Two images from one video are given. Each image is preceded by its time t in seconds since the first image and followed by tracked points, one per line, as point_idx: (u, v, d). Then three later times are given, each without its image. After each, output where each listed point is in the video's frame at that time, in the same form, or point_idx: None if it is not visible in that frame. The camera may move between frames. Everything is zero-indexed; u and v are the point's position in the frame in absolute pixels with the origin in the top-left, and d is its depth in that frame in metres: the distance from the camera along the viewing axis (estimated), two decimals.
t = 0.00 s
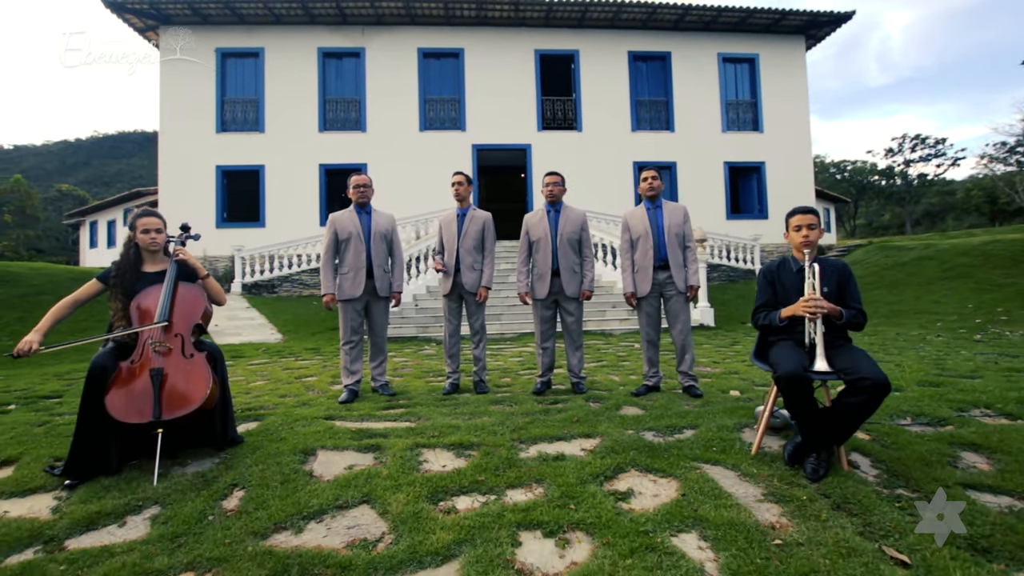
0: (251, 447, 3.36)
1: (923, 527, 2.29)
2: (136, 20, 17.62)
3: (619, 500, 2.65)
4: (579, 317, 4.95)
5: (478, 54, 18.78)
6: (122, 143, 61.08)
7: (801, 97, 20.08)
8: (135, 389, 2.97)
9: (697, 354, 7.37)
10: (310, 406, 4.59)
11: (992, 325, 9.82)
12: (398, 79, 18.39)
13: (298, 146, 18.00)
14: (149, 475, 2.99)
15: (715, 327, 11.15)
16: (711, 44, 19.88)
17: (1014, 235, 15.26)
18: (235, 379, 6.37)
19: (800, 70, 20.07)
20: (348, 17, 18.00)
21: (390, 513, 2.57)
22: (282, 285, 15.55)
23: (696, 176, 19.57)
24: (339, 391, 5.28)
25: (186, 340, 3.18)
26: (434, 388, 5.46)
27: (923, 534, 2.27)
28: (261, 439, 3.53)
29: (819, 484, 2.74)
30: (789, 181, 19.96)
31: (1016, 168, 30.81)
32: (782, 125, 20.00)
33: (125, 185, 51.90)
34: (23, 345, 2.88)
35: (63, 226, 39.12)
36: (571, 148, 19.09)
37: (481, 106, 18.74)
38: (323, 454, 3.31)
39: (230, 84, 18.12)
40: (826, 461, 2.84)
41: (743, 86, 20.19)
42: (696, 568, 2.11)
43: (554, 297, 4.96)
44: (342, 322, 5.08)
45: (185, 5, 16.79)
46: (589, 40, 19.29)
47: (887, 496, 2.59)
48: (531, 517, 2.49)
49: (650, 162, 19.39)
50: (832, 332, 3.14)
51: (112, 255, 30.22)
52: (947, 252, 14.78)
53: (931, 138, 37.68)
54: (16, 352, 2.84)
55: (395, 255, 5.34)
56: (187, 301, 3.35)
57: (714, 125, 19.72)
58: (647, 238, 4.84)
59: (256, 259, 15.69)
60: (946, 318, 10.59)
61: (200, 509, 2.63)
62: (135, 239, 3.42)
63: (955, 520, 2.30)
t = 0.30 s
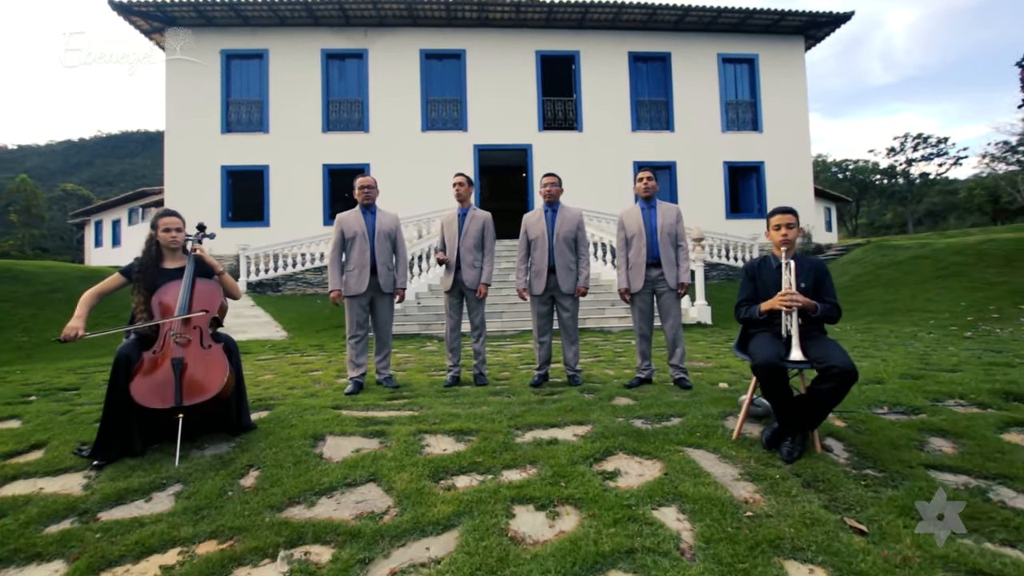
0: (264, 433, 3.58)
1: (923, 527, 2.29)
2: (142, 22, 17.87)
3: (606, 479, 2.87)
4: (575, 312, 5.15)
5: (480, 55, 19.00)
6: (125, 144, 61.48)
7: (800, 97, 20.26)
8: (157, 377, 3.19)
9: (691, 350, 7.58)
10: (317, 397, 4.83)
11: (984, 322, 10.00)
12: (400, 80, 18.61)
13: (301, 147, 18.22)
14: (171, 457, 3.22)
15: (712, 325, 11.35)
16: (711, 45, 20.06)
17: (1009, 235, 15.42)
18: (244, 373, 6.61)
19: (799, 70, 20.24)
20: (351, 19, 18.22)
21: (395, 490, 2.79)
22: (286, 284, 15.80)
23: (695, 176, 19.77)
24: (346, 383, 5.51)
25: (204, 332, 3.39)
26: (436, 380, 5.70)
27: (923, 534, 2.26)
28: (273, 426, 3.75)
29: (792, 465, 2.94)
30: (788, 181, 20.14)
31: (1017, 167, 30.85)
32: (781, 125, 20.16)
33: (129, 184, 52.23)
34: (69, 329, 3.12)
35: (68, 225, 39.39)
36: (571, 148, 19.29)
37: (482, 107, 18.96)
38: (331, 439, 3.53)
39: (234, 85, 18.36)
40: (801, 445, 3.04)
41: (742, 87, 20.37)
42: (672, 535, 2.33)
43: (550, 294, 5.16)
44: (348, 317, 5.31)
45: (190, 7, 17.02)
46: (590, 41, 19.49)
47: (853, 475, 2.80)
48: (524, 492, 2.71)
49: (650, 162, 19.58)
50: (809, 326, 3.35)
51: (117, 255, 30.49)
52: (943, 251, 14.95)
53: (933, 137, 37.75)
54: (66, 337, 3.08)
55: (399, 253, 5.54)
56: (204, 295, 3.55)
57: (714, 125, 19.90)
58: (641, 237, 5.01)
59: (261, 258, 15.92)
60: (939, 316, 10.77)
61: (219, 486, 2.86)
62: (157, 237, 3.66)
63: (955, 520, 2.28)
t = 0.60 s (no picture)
0: (279, 420, 3.83)
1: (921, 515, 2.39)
2: (150, 27, 18.21)
3: (596, 460, 3.11)
4: (571, 309, 5.39)
5: (482, 58, 19.26)
6: (130, 146, 62.00)
7: (800, 98, 20.45)
8: (181, 366, 3.44)
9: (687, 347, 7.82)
10: (326, 389, 5.08)
11: (978, 320, 10.18)
12: (404, 83, 18.88)
13: (306, 149, 18.49)
14: (194, 441, 3.47)
15: (711, 323, 11.56)
16: (711, 47, 20.27)
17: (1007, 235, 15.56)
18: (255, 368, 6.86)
19: (798, 72, 20.44)
20: (355, 23, 18.50)
21: (402, 469, 3.04)
22: (292, 283, 16.07)
23: (695, 177, 19.98)
24: (353, 377, 5.76)
25: (224, 326, 3.64)
26: (439, 375, 5.94)
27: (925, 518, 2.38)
28: (286, 414, 4.00)
29: (769, 448, 3.17)
30: (788, 182, 20.33)
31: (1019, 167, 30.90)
32: (781, 126, 20.36)
33: (134, 185, 52.71)
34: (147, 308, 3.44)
35: (76, 227, 39.76)
36: (572, 150, 19.53)
37: (484, 109, 19.21)
38: (341, 426, 3.78)
39: (240, 88, 18.66)
40: (777, 429, 3.27)
41: (742, 88, 20.58)
42: (653, 507, 2.57)
43: (548, 292, 5.41)
44: (356, 313, 5.56)
45: (197, 12, 17.34)
46: (591, 43, 19.73)
47: (824, 457, 3.03)
48: (519, 471, 2.96)
49: (651, 163, 19.81)
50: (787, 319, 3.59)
51: (124, 255, 30.83)
52: (939, 251, 15.12)
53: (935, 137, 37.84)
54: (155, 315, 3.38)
55: (405, 252, 5.78)
56: (223, 292, 3.78)
57: (714, 126, 20.11)
58: (635, 237, 5.22)
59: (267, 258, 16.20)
60: (933, 315, 10.95)
61: (240, 466, 3.10)
62: (179, 237, 3.92)
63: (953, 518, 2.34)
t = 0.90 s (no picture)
0: (288, 407, 4.07)
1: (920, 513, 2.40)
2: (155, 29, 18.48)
3: (584, 441, 3.34)
4: (566, 303, 5.62)
5: (483, 59, 19.49)
6: (133, 146, 62.40)
7: (798, 97, 20.63)
8: (197, 354, 3.69)
9: (681, 342, 8.04)
10: (331, 380, 5.32)
11: (968, 316, 10.40)
12: (406, 84, 19.11)
13: (309, 150, 18.73)
14: (209, 425, 3.72)
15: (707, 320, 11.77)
16: (710, 47, 20.46)
17: (1001, 232, 15.77)
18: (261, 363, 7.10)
19: (797, 71, 20.62)
20: (357, 25, 18.75)
21: (403, 449, 3.28)
22: (295, 282, 16.30)
23: (694, 176, 20.18)
24: (357, 369, 5.99)
25: (236, 318, 3.87)
26: (439, 367, 6.18)
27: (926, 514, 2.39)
28: (295, 402, 4.24)
29: (746, 430, 3.39)
30: (786, 181, 20.52)
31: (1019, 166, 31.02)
32: (779, 125, 20.54)
33: (137, 186, 52.99)
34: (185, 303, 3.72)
35: (80, 227, 40.06)
36: (572, 149, 19.74)
37: (485, 109, 19.44)
38: (346, 412, 4.02)
39: (244, 89, 18.90)
40: (755, 413, 3.50)
41: (741, 88, 20.77)
42: (633, 481, 2.80)
43: (543, 287, 5.64)
44: (361, 308, 5.80)
45: (202, 14, 17.61)
46: (590, 44, 19.94)
47: (796, 438, 3.25)
48: (512, 450, 3.19)
49: (650, 162, 20.02)
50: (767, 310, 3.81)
51: (128, 255, 31.11)
52: (934, 248, 15.32)
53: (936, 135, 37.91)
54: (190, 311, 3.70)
55: (409, 250, 6.02)
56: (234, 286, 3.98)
57: (712, 126, 20.30)
58: (627, 235, 5.43)
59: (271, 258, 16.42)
60: (925, 311, 11.16)
61: (253, 446, 3.34)
62: (193, 236, 4.16)
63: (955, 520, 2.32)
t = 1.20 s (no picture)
0: (295, 397, 4.30)
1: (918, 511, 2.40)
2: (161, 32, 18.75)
3: (572, 427, 3.57)
4: (560, 300, 5.85)
5: (484, 60, 19.72)
6: (138, 146, 62.92)
7: (797, 98, 20.81)
8: (208, 346, 3.92)
9: (675, 339, 8.25)
10: (335, 373, 5.56)
11: (960, 314, 10.59)
12: (408, 85, 19.35)
13: (312, 150, 18.99)
14: (222, 413, 3.96)
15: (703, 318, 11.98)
16: (709, 48, 20.66)
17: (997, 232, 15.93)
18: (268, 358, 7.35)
19: (795, 72, 20.80)
20: (360, 27, 19.01)
21: (403, 434, 3.51)
22: (299, 281, 16.48)
23: (693, 176, 20.37)
24: (359, 364, 6.23)
25: (244, 313, 4.08)
26: (439, 362, 6.42)
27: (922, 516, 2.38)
28: (301, 392, 4.47)
29: (725, 418, 3.60)
30: (784, 181, 20.70)
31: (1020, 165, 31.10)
32: (778, 126, 20.72)
33: (141, 186, 53.36)
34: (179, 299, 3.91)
35: (87, 227, 40.36)
36: (573, 149, 19.96)
37: (486, 109, 19.66)
38: (349, 402, 4.25)
39: (248, 90, 19.15)
40: (734, 402, 3.71)
41: (740, 89, 20.94)
42: (615, 461, 3.02)
43: (539, 284, 5.87)
44: (366, 304, 6.04)
45: (207, 17, 17.89)
46: (590, 45, 20.14)
47: (770, 424, 3.46)
48: (505, 435, 3.43)
49: (650, 162, 20.21)
50: (748, 305, 4.03)
51: (134, 254, 31.42)
52: (930, 247, 15.50)
53: (938, 134, 37.95)
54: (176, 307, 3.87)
55: (411, 249, 6.25)
56: (243, 282, 4.17)
57: (712, 126, 20.49)
58: (618, 234, 5.65)
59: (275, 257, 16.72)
60: (918, 309, 11.35)
61: (262, 432, 3.57)
62: (203, 235, 4.36)
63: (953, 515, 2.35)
